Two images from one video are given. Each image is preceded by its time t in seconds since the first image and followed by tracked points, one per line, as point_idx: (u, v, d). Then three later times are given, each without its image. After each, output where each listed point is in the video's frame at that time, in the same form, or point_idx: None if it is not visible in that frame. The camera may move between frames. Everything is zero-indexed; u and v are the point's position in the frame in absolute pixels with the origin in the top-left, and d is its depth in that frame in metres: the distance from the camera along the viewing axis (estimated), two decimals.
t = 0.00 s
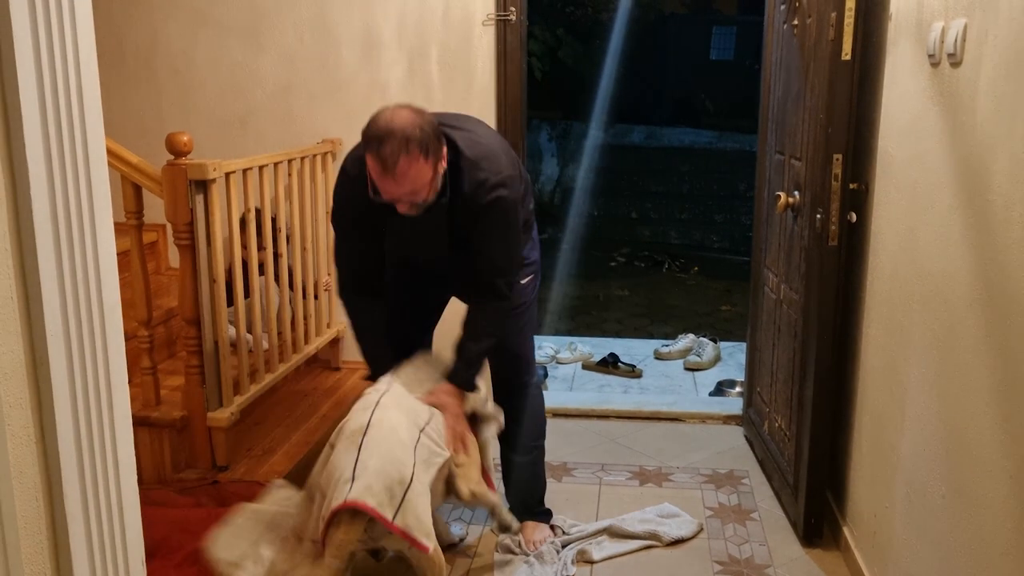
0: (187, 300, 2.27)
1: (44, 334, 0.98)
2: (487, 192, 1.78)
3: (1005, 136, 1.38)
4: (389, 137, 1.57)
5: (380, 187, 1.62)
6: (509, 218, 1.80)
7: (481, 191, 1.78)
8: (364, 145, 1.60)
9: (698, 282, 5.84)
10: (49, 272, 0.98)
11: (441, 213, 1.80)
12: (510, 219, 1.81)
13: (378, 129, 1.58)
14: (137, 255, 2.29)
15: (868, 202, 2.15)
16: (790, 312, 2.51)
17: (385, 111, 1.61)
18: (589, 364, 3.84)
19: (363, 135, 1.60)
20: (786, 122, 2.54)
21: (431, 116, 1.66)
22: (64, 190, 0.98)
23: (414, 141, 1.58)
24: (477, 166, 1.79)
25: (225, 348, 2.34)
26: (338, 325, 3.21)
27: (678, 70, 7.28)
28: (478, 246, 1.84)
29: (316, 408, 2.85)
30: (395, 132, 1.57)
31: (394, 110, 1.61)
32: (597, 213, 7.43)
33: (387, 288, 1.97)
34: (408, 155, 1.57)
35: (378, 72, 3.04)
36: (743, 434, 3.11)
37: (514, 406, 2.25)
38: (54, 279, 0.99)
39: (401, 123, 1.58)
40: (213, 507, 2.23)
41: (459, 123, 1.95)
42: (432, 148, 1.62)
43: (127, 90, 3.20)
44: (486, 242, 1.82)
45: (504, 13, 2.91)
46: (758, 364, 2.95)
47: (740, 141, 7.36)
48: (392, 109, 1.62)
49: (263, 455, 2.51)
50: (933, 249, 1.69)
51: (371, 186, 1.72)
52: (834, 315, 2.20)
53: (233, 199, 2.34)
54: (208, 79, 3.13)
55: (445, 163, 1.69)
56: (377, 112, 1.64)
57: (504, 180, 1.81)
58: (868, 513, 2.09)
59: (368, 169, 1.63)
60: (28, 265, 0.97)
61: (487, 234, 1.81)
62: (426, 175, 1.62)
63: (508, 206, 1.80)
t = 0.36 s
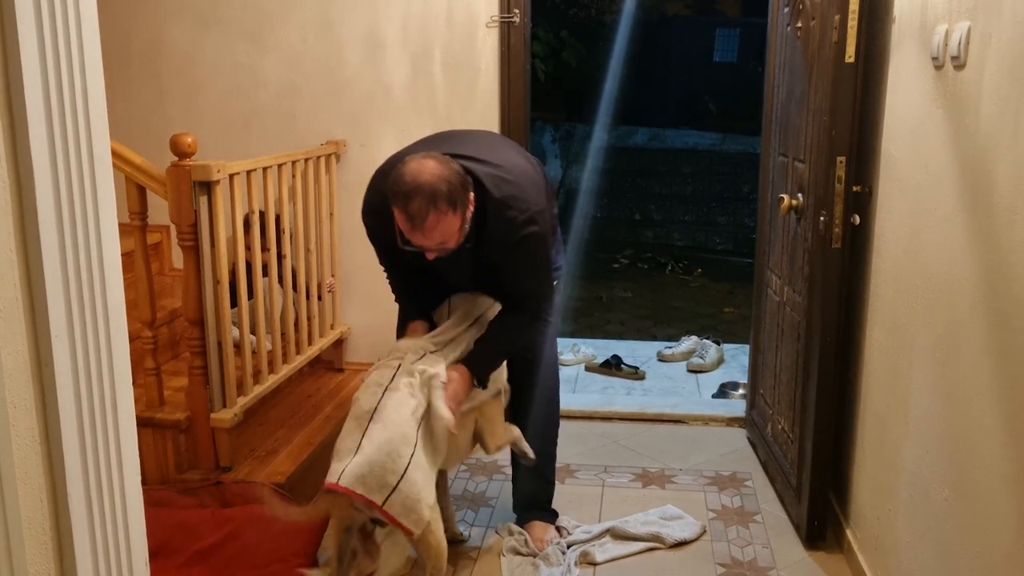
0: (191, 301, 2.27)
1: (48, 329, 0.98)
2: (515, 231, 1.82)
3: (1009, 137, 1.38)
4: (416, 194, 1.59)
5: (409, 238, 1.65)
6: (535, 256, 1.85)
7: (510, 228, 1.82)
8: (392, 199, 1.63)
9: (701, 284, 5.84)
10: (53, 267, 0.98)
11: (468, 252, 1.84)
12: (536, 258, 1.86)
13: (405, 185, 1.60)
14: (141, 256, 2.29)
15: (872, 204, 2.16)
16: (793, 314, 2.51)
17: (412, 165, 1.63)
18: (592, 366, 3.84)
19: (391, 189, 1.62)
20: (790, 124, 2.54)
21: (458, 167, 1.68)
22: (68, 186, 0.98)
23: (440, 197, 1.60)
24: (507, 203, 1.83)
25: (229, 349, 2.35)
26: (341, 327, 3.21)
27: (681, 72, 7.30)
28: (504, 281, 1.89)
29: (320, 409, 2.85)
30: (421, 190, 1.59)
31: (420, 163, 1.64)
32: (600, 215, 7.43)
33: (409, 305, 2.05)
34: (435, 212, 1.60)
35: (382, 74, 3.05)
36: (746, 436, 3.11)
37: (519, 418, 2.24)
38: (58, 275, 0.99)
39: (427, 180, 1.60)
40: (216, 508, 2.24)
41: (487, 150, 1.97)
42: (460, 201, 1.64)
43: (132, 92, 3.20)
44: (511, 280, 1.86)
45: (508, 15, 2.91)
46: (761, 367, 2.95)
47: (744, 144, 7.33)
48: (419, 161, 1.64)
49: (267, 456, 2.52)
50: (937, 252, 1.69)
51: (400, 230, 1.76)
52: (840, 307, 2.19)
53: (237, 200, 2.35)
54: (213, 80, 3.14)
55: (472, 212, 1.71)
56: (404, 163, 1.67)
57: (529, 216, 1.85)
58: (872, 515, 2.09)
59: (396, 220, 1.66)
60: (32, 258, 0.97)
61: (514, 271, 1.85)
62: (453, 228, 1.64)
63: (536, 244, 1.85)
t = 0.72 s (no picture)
0: (194, 301, 2.27)
1: (50, 327, 0.98)
2: (532, 242, 1.83)
3: (1013, 140, 1.37)
4: (437, 196, 1.60)
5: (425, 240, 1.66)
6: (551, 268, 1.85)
7: (527, 238, 1.83)
8: (411, 200, 1.64)
9: (703, 286, 5.84)
10: (56, 265, 0.98)
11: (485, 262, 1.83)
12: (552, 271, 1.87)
13: (427, 188, 1.61)
14: (144, 256, 2.29)
15: (875, 207, 2.15)
16: (795, 316, 2.51)
17: (435, 167, 1.64)
18: (594, 367, 3.84)
19: (412, 190, 1.63)
20: (793, 126, 2.54)
21: (479, 172, 1.69)
22: (71, 185, 0.98)
23: (461, 201, 1.61)
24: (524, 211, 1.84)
25: (232, 349, 2.35)
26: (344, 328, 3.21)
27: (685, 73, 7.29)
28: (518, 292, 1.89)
29: (322, 409, 2.85)
30: (443, 192, 1.60)
31: (442, 165, 1.65)
32: (602, 217, 7.43)
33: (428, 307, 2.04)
34: (455, 215, 1.61)
35: (385, 75, 3.05)
36: (748, 438, 3.10)
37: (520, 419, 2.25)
38: (61, 273, 0.99)
39: (450, 183, 1.61)
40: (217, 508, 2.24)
41: (503, 155, 1.98)
42: (480, 207, 1.65)
43: (135, 91, 3.21)
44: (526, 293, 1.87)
45: (511, 16, 2.91)
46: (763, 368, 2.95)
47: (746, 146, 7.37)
48: (442, 164, 1.65)
49: (269, 456, 2.52)
50: (940, 254, 1.69)
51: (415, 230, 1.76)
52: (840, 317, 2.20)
53: (240, 200, 2.35)
54: (216, 80, 3.14)
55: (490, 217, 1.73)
56: (426, 164, 1.67)
57: (546, 226, 1.86)
58: (874, 518, 2.08)
59: (413, 222, 1.66)
60: (34, 255, 0.97)
61: (529, 282, 1.85)
62: (471, 232, 1.65)
63: (551, 260, 1.86)
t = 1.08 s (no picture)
0: (196, 300, 2.27)
1: (51, 324, 0.98)
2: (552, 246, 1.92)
3: (1015, 144, 1.37)
4: (457, 221, 1.65)
5: (450, 263, 1.71)
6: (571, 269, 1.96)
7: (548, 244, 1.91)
8: (432, 226, 1.69)
9: (705, 287, 5.84)
10: (57, 260, 0.98)
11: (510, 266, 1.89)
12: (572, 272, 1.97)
13: (446, 212, 1.66)
14: (146, 255, 2.29)
15: (877, 210, 2.15)
16: (796, 319, 2.52)
17: (451, 190, 1.69)
18: (595, 369, 3.84)
19: (432, 216, 1.68)
20: (796, 129, 2.54)
21: (496, 190, 1.74)
22: (73, 182, 0.98)
23: (482, 222, 1.66)
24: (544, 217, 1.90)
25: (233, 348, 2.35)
26: (346, 328, 3.21)
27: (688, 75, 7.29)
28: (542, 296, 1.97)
29: (323, 409, 2.86)
30: (462, 216, 1.65)
31: (459, 188, 1.69)
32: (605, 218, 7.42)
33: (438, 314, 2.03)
34: (476, 237, 1.66)
35: (388, 75, 3.05)
36: (749, 440, 3.10)
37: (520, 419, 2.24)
38: (62, 270, 0.99)
39: (467, 206, 1.66)
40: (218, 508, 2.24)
41: (515, 159, 2.00)
42: (500, 225, 1.70)
43: (137, 91, 3.21)
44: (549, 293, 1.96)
45: (514, 17, 2.92)
46: (765, 370, 2.95)
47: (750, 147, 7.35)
48: (458, 187, 1.69)
49: (269, 455, 2.52)
50: (942, 258, 1.69)
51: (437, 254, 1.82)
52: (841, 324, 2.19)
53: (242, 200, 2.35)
54: (219, 80, 3.15)
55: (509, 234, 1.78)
56: (441, 188, 1.72)
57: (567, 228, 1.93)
58: (874, 521, 2.08)
59: (436, 246, 1.71)
60: (35, 251, 0.97)
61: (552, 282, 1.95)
62: (493, 250, 1.70)
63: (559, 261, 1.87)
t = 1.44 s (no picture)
0: (197, 299, 2.27)
1: (52, 322, 0.98)
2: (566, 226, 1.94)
3: (1017, 145, 1.37)
4: (490, 191, 1.67)
5: (478, 234, 1.73)
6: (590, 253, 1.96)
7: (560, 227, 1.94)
8: (462, 196, 1.71)
9: (707, 288, 5.85)
10: (58, 260, 0.98)
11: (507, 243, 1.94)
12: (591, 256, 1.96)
13: (479, 182, 1.68)
14: (147, 254, 2.30)
15: (879, 211, 2.15)
16: (798, 320, 2.52)
17: (483, 161, 1.72)
18: (596, 369, 3.84)
19: (463, 186, 1.70)
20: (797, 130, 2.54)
21: (526, 163, 1.77)
22: (75, 183, 0.98)
23: (514, 192, 1.69)
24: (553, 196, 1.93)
25: (234, 348, 2.35)
26: (346, 327, 3.21)
27: (690, 76, 7.28)
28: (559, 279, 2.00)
29: (323, 409, 2.86)
30: (495, 186, 1.67)
31: (490, 159, 1.72)
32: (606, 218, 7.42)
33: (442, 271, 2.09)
34: (508, 207, 1.68)
35: (390, 76, 3.05)
36: (750, 441, 3.10)
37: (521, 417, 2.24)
38: (64, 269, 0.99)
39: (500, 176, 1.68)
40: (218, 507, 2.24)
41: (524, 138, 2.02)
42: (530, 196, 1.73)
43: (139, 90, 3.21)
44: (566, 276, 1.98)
45: (516, 17, 2.92)
46: (766, 370, 2.95)
47: (750, 148, 7.28)
48: (489, 158, 1.72)
49: (270, 455, 2.52)
50: (943, 259, 1.69)
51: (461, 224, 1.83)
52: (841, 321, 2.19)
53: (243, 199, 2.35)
54: (221, 79, 3.15)
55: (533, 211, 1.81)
56: (471, 159, 1.74)
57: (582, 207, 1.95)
58: (876, 522, 2.08)
59: (463, 216, 1.73)
60: (37, 250, 0.97)
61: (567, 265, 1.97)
62: (520, 223, 1.73)
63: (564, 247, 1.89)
